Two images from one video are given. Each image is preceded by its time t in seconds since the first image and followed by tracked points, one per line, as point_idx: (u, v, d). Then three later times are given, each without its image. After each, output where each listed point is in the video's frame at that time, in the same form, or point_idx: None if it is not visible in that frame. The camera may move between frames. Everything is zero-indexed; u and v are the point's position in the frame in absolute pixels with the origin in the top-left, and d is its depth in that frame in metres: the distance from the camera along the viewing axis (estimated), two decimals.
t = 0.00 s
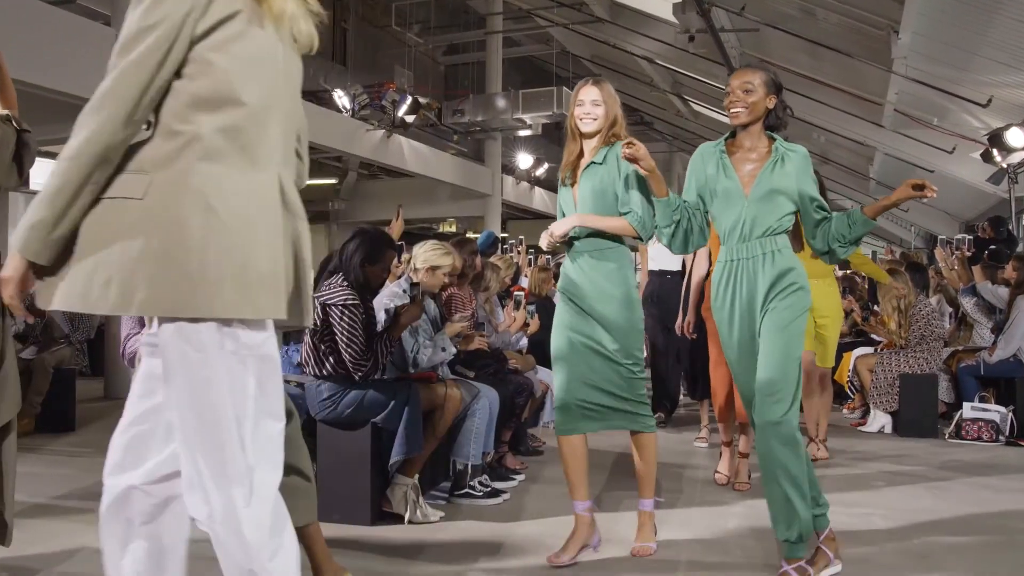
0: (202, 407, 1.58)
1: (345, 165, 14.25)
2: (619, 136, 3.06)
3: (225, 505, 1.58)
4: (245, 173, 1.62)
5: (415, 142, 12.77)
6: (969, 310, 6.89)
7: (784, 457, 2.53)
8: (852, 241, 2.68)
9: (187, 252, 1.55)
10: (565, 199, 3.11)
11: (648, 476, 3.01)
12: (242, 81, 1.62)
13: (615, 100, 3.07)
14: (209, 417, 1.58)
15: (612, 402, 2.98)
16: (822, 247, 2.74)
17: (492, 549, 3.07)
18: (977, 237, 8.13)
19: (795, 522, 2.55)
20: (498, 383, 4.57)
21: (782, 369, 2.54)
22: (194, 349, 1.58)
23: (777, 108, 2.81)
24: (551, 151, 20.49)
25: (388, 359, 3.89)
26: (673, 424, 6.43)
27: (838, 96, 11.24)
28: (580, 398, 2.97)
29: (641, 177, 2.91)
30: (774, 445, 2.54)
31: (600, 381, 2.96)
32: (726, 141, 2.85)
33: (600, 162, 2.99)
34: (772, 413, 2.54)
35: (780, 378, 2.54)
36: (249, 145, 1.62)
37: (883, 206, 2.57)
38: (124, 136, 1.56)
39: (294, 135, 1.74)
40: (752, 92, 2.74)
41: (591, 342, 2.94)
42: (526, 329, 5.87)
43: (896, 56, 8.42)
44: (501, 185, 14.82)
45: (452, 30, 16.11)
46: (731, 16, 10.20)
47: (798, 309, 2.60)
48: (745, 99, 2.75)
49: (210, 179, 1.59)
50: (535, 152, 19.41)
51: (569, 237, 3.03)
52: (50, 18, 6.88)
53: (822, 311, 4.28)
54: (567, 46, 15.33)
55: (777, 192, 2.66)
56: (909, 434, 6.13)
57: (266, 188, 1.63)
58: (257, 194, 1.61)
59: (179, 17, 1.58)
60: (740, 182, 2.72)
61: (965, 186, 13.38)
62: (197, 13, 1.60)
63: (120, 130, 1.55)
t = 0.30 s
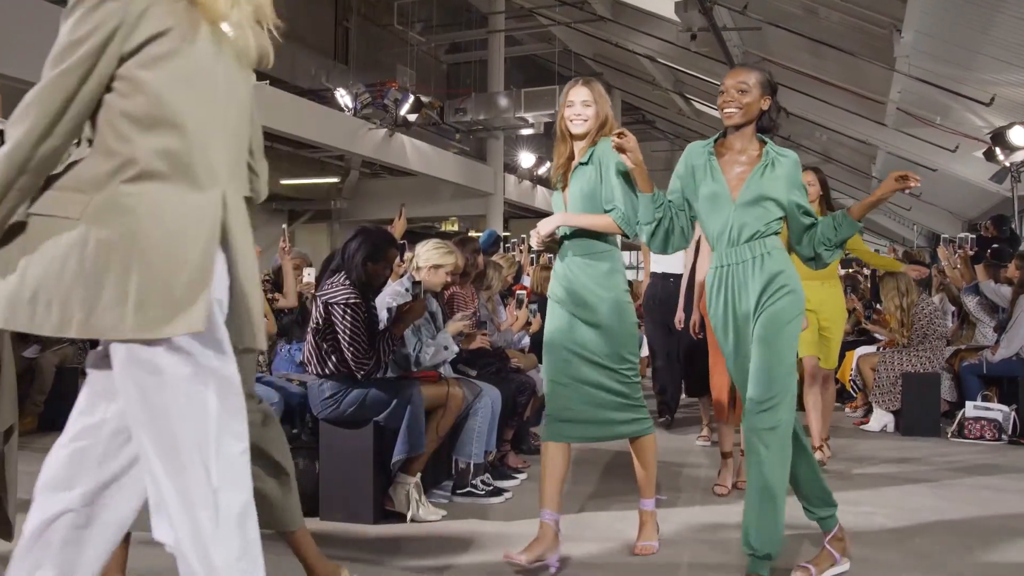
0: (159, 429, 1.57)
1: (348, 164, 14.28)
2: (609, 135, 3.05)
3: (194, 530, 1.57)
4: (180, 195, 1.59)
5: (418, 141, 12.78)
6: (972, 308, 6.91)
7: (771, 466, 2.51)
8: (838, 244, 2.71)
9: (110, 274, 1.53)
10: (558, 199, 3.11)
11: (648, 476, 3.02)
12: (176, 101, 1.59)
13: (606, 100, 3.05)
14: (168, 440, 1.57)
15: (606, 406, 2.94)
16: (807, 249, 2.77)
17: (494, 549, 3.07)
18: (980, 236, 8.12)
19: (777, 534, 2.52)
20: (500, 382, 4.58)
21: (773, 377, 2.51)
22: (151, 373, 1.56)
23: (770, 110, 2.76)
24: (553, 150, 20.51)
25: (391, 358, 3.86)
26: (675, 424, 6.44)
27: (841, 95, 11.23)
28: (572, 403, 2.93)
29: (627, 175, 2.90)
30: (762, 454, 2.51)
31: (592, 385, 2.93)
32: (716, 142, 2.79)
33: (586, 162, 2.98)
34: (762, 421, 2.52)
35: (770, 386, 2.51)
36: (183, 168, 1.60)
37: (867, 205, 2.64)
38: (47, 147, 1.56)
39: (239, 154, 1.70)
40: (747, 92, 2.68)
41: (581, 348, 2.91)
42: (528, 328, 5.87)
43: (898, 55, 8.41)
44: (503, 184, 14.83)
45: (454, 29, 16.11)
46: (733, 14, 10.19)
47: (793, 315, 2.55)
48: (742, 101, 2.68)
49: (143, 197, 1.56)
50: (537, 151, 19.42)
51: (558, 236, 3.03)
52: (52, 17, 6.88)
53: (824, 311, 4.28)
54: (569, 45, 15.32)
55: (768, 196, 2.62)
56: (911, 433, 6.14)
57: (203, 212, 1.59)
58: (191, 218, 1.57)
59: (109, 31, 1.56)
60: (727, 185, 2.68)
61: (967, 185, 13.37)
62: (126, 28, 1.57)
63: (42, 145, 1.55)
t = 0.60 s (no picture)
0: (108, 458, 1.60)
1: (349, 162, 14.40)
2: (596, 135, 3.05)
3: (151, 549, 1.62)
4: (115, 219, 1.60)
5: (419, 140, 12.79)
6: (974, 307, 6.83)
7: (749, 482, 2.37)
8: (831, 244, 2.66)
9: (42, 305, 1.54)
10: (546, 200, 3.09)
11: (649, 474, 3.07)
12: (111, 126, 1.61)
13: (594, 102, 3.05)
14: (104, 471, 1.60)
15: (597, 410, 2.94)
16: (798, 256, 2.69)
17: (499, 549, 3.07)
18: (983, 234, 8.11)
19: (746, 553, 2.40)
20: (502, 380, 4.57)
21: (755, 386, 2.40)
22: (101, 405, 1.58)
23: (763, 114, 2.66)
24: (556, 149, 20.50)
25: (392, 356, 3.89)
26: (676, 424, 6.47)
27: (843, 94, 11.22)
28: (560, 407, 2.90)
29: (614, 176, 2.90)
30: (741, 466, 2.38)
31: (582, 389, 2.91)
32: (704, 144, 2.68)
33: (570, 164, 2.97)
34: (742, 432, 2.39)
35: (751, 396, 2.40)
36: (117, 193, 1.60)
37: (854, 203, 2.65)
38: None
39: (178, 177, 1.72)
40: (741, 94, 2.59)
41: (573, 355, 2.88)
42: (531, 328, 5.87)
43: (900, 54, 8.41)
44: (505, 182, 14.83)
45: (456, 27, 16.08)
46: (735, 13, 10.18)
47: (780, 325, 2.43)
48: (737, 106, 2.58)
49: (77, 225, 1.57)
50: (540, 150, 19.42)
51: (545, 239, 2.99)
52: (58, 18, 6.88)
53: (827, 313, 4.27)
54: (572, 44, 15.31)
55: (756, 203, 2.51)
56: (912, 432, 6.14)
57: (137, 238, 1.60)
58: (123, 244, 1.59)
59: (35, 51, 1.55)
60: (714, 192, 2.57)
61: (970, 184, 13.36)
62: (55, 48, 1.57)
63: None
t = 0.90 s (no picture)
0: (48, 466, 1.58)
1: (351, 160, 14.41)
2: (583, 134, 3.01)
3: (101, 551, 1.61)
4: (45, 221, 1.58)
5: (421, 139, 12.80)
6: (976, 305, 6.85)
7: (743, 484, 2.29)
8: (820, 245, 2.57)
9: None
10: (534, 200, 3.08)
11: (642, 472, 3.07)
12: (41, 132, 1.60)
13: (581, 101, 3.01)
14: (47, 480, 1.58)
15: (580, 413, 2.91)
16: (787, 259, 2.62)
17: (501, 549, 3.06)
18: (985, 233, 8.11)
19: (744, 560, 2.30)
20: (504, 380, 4.58)
21: (746, 387, 2.32)
22: (34, 411, 1.56)
23: (754, 111, 2.61)
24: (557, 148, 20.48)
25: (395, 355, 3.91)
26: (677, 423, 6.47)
27: (846, 92, 11.22)
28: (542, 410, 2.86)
29: (598, 177, 2.87)
30: (731, 464, 2.30)
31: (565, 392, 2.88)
32: (691, 143, 2.64)
33: (555, 165, 2.96)
34: (734, 435, 2.30)
35: (740, 398, 2.31)
36: (45, 198, 1.59)
37: (839, 198, 2.57)
38: None
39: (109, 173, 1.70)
40: (731, 91, 2.54)
41: (552, 357, 2.85)
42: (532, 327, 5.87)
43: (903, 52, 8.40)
44: (507, 181, 14.83)
45: (458, 26, 16.08)
46: (737, 11, 10.16)
47: (769, 323, 2.36)
48: (728, 100, 2.54)
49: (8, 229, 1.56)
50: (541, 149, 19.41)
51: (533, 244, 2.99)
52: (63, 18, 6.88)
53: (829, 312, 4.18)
54: (573, 42, 15.29)
55: (741, 204, 2.46)
56: (915, 431, 6.13)
57: (66, 241, 1.59)
58: (57, 255, 1.58)
59: None
60: (698, 191, 2.53)
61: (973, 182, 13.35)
62: None
63: None
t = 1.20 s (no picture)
0: None
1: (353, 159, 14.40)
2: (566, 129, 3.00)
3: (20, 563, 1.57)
4: None
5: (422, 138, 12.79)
6: (979, 305, 6.89)
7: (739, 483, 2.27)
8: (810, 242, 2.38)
9: None
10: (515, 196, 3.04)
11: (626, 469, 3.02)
12: None
13: (565, 95, 2.98)
14: None
15: (563, 417, 2.85)
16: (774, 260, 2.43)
17: (502, 548, 3.06)
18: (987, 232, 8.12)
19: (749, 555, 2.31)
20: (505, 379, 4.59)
21: (739, 385, 2.26)
22: None
23: (741, 101, 2.49)
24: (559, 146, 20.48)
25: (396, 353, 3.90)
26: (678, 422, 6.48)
27: (848, 91, 11.22)
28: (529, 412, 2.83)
29: (582, 173, 2.86)
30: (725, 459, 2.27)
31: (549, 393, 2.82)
32: (677, 135, 2.54)
33: (535, 159, 2.91)
34: (730, 434, 2.26)
35: (735, 396, 2.26)
36: None
37: (822, 189, 2.27)
38: None
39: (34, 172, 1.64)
40: (717, 80, 2.42)
41: (530, 360, 2.82)
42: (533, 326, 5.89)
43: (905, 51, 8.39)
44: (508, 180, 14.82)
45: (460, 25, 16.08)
46: (739, 10, 10.16)
47: (757, 318, 2.29)
48: (713, 90, 2.42)
49: None
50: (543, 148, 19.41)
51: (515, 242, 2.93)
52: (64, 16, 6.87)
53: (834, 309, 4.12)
54: (575, 41, 15.30)
55: (722, 196, 2.35)
56: (917, 430, 6.13)
57: None
58: None
59: None
60: (681, 185, 2.44)
61: (975, 181, 13.36)
62: None
63: None
